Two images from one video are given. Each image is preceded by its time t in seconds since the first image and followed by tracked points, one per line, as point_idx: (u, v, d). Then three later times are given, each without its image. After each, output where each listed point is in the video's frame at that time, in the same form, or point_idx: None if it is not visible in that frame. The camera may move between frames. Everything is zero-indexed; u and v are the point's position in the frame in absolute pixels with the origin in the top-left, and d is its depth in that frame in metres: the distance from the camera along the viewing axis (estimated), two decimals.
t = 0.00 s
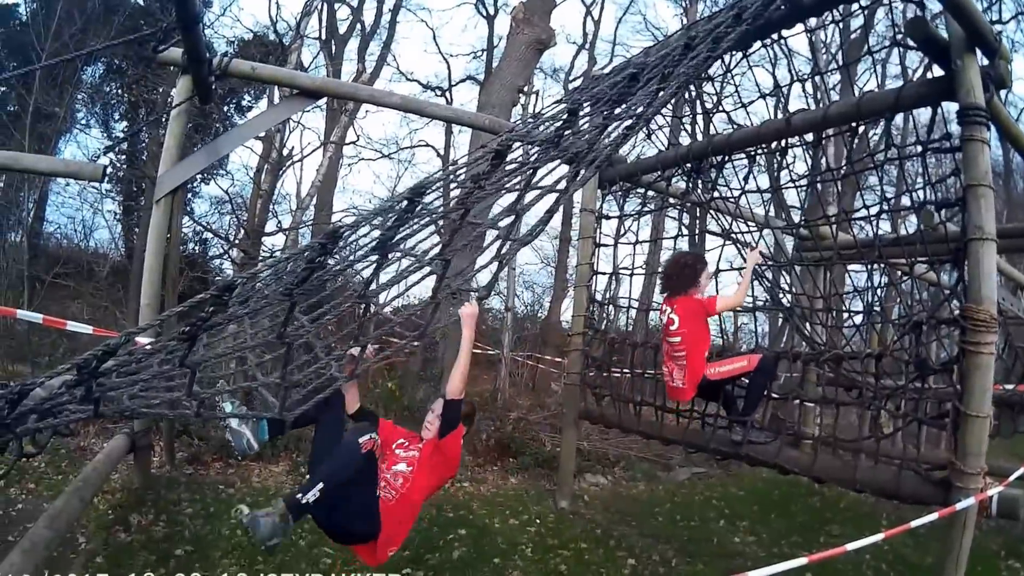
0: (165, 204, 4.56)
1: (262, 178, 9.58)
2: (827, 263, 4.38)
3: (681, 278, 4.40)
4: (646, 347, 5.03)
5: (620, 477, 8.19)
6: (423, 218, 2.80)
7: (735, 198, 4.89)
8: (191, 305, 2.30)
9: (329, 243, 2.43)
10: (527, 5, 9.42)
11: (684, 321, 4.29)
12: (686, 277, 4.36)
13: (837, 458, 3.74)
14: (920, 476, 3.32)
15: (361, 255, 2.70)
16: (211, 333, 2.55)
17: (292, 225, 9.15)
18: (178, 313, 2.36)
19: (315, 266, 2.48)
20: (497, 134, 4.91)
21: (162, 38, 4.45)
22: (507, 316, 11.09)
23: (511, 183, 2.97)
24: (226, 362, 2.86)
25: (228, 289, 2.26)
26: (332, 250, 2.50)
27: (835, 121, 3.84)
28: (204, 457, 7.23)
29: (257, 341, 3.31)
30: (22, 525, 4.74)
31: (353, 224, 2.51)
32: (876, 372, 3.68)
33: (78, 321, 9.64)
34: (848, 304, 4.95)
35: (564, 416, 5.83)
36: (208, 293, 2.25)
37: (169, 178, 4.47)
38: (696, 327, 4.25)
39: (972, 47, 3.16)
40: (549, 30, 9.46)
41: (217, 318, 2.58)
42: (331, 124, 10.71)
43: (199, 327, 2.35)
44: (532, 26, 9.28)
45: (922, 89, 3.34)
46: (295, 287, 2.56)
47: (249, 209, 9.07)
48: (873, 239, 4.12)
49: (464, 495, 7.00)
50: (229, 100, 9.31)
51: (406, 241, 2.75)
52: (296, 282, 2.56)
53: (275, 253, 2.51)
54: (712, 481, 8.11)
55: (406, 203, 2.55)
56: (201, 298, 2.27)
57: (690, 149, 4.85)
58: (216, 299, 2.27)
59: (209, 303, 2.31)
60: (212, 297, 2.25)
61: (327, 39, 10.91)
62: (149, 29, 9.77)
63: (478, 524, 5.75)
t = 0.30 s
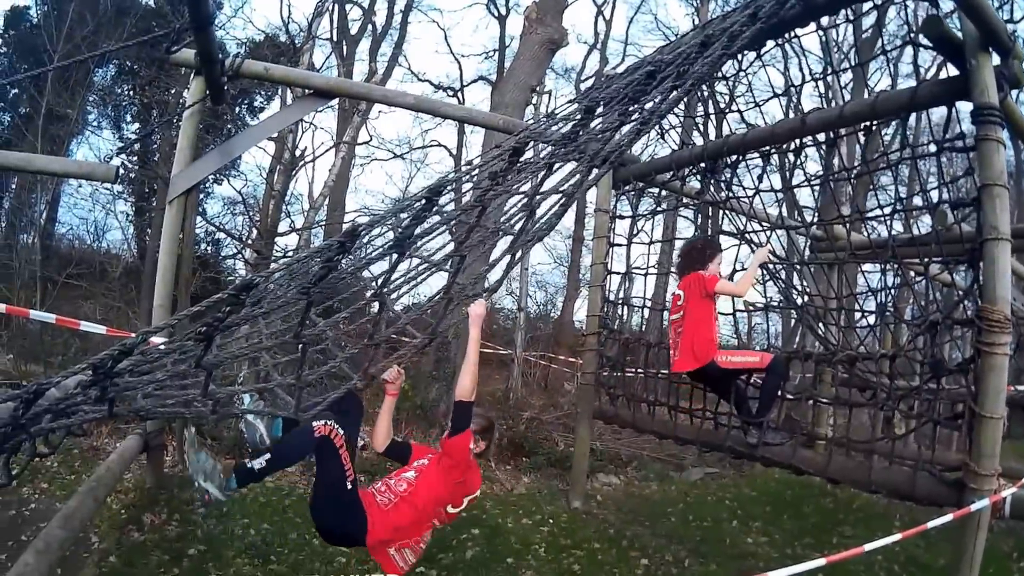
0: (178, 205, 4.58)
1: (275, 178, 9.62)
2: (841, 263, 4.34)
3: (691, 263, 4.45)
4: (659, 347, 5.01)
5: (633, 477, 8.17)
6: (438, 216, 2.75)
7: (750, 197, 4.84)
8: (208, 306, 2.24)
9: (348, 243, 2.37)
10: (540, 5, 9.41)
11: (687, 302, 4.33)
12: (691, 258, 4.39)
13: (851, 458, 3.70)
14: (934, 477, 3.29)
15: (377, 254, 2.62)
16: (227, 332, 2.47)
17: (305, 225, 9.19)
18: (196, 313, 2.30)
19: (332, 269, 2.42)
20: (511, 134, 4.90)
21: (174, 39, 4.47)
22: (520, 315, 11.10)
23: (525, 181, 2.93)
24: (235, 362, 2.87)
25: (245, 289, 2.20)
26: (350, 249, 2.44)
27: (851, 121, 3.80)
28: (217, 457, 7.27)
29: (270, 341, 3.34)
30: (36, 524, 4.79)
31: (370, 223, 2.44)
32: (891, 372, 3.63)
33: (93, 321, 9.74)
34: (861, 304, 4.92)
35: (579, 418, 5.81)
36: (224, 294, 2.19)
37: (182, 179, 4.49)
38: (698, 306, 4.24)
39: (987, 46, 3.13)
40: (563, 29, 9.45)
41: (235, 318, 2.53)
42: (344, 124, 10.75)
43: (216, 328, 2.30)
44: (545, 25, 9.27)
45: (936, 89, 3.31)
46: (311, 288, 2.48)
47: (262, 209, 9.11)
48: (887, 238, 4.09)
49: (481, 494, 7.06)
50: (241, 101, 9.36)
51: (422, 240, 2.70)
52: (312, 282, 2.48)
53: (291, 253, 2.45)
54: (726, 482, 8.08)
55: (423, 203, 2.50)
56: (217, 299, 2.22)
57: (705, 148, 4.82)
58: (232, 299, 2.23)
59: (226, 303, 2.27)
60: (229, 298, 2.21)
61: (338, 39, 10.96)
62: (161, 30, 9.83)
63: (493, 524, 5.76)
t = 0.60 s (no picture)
0: (191, 207, 4.60)
1: (287, 179, 9.67)
2: (854, 264, 4.31)
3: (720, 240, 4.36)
4: (671, 349, 5.00)
5: (645, 478, 8.14)
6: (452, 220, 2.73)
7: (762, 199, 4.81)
8: (227, 307, 2.23)
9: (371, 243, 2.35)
10: (552, 6, 9.41)
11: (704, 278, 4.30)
12: (717, 237, 4.30)
13: (864, 460, 3.67)
14: (947, 479, 3.26)
15: (394, 255, 2.61)
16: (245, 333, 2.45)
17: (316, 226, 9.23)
18: (214, 315, 2.28)
19: (353, 269, 2.40)
20: (525, 135, 4.91)
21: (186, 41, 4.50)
22: (532, 316, 11.09)
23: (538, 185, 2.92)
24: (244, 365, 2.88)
25: (265, 290, 2.20)
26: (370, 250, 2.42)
27: (864, 122, 3.76)
28: (229, 458, 7.31)
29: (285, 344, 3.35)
30: (49, 523, 4.84)
31: (392, 223, 2.42)
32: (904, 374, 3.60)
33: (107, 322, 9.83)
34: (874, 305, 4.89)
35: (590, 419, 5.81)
36: (244, 296, 2.19)
37: (195, 181, 4.52)
38: (712, 286, 4.22)
39: (1001, 46, 3.10)
40: (575, 30, 9.44)
41: (253, 319, 2.51)
42: (356, 126, 10.79)
43: (235, 330, 2.27)
44: (557, 27, 9.27)
45: (948, 90, 3.28)
46: (331, 288, 2.47)
47: (274, 211, 9.16)
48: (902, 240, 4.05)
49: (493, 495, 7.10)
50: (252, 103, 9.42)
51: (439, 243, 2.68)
52: (332, 283, 2.47)
53: (308, 256, 2.44)
54: (739, 483, 8.04)
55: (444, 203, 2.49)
56: (237, 300, 2.21)
57: (718, 149, 4.79)
58: (253, 300, 2.20)
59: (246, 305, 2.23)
60: (249, 299, 2.19)
61: (350, 41, 11.00)
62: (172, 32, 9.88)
63: (504, 525, 5.77)
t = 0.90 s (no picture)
0: (204, 210, 4.61)
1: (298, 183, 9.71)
2: (865, 267, 4.28)
3: (744, 227, 4.21)
4: (683, 352, 4.97)
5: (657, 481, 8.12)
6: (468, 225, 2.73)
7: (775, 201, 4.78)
8: (246, 310, 2.25)
9: (388, 245, 2.37)
10: (564, 8, 9.41)
11: (727, 261, 4.18)
12: (743, 226, 4.18)
13: (877, 463, 3.63)
14: (960, 482, 3.23)
15: (409, 261, 2.54)
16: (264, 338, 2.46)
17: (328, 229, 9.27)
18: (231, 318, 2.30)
19: (372, 272, 2.40)
20: (537, 138, 4.90)
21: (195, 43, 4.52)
22: (542, 319, 11.09)
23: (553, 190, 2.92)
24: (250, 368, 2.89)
25: (285, 294, 2.21)
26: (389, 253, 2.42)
27: (876, 125, 3.73)
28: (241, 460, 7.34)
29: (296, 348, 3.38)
30: (60, 525, 4.89)
31: (411, 225, 2.42)
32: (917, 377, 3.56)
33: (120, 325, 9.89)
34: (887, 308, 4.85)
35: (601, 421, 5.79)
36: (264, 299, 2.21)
37: (208, 183, 4.53)
38: (735, 273, 4.10)
39: (1013, 47, 3.08)
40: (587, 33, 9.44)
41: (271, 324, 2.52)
42: (367, 129, 10.82)
43: (255, 334, 2.27)
44: (569, 29, 9.27)
45: (962, 91, 3.25)
46: (351, 291, 2.45)
47: (286, 214, 9.20)
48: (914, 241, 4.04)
49: (503, 497, 7.10)
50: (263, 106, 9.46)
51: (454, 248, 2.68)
52: (351, 285, 2.45)
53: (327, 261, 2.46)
54: (750, 486, 8.01)
55: (463, 205, 2.49)
56: (257, 303, 2.22)
57: (730, 151, 4.77)
58: (273, 304, 2.23)
59: (266, 308, 2.26)
60: (269, 302, 2.22)
61: (360, 44, 11.04)
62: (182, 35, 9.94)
63: (517, 528, 5.77)
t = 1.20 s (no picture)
0: (215, 214, 4.63)
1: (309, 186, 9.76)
2: (877, 270, 4.25)
3: (772, 229, 4.22)
4: (695, 355, 4.95)
5: (668, 484, 8.09)
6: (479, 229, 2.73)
7: (785, 204, 4.76)
8: (261, 316, 2.26)
9: (402, 249, 2.39)
10: (574, 11, 9.41)
11: (756, 259, 4.17)
12: (770, 226, 4.19)
13: (888, 467, 3.60)
14: (972, 486, 3.21)
15: (421, 265, 2.58)
16: (278, 343, 2.47)
17: (339, 232, 9.30)
18: (246, 325, 2.31)
19: (387, 274, 2.41)
20: (549, 142, 4.91)
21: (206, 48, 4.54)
22: (553, 322, 11.08)
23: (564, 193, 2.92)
24: (260, 371, 2.91)
25: (302, 299, 2.23)
26: (403, 256, 2.43)
27: (887, 128, 3.71)
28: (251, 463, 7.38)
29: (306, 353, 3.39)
30: (71, 527, 4.93)
31: (425, 229, 2.44)
32: (930, 381, 3.53)
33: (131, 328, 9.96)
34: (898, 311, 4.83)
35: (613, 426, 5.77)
36: (281, 304, 2.22)
37: (220, 187, 4.56)
38: (764, 272, 4.09)
39: None
40: (598, 36, 9.45)
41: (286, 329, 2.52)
42: (377, 132, 10.86)
43: (271, 338, 2.29)
44: (580, 32, 9.28)
45: (974, 93, 3.23)
46: (363, 292, 2.50)
47: (297, 218, 9.24)
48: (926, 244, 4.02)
49: (515, 501, 7.11)
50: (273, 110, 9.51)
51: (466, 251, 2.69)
52: (364, 287, 2.51)
53: (343, 267, 2.47)
54: (761, 490, 7.97)
55: (477, 209, 2.50)
56: (273, 307, 2.24)
57: (741, 154, 4.76)
58: (289, 309, 2.24)
59: (281, 313, 2.27)
60: (285, 308, 2.23)
61: (370, 47, 11.09)
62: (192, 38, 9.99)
63: (529, 532, 5.78)
